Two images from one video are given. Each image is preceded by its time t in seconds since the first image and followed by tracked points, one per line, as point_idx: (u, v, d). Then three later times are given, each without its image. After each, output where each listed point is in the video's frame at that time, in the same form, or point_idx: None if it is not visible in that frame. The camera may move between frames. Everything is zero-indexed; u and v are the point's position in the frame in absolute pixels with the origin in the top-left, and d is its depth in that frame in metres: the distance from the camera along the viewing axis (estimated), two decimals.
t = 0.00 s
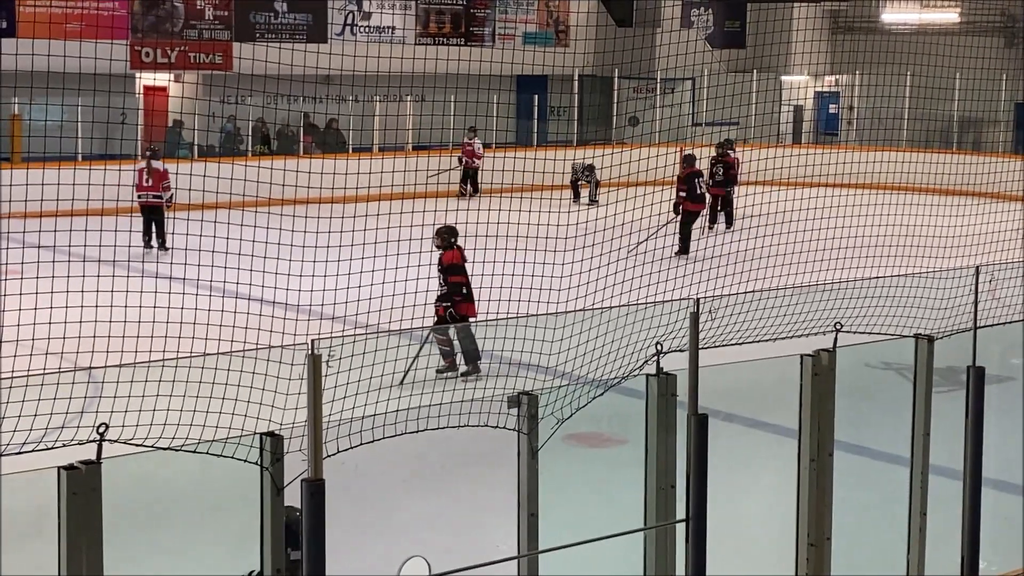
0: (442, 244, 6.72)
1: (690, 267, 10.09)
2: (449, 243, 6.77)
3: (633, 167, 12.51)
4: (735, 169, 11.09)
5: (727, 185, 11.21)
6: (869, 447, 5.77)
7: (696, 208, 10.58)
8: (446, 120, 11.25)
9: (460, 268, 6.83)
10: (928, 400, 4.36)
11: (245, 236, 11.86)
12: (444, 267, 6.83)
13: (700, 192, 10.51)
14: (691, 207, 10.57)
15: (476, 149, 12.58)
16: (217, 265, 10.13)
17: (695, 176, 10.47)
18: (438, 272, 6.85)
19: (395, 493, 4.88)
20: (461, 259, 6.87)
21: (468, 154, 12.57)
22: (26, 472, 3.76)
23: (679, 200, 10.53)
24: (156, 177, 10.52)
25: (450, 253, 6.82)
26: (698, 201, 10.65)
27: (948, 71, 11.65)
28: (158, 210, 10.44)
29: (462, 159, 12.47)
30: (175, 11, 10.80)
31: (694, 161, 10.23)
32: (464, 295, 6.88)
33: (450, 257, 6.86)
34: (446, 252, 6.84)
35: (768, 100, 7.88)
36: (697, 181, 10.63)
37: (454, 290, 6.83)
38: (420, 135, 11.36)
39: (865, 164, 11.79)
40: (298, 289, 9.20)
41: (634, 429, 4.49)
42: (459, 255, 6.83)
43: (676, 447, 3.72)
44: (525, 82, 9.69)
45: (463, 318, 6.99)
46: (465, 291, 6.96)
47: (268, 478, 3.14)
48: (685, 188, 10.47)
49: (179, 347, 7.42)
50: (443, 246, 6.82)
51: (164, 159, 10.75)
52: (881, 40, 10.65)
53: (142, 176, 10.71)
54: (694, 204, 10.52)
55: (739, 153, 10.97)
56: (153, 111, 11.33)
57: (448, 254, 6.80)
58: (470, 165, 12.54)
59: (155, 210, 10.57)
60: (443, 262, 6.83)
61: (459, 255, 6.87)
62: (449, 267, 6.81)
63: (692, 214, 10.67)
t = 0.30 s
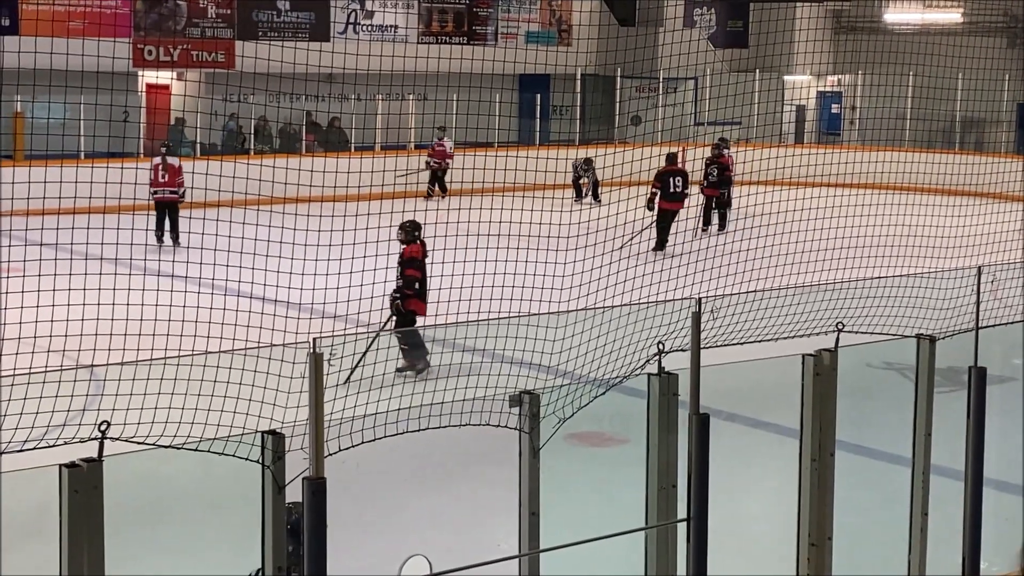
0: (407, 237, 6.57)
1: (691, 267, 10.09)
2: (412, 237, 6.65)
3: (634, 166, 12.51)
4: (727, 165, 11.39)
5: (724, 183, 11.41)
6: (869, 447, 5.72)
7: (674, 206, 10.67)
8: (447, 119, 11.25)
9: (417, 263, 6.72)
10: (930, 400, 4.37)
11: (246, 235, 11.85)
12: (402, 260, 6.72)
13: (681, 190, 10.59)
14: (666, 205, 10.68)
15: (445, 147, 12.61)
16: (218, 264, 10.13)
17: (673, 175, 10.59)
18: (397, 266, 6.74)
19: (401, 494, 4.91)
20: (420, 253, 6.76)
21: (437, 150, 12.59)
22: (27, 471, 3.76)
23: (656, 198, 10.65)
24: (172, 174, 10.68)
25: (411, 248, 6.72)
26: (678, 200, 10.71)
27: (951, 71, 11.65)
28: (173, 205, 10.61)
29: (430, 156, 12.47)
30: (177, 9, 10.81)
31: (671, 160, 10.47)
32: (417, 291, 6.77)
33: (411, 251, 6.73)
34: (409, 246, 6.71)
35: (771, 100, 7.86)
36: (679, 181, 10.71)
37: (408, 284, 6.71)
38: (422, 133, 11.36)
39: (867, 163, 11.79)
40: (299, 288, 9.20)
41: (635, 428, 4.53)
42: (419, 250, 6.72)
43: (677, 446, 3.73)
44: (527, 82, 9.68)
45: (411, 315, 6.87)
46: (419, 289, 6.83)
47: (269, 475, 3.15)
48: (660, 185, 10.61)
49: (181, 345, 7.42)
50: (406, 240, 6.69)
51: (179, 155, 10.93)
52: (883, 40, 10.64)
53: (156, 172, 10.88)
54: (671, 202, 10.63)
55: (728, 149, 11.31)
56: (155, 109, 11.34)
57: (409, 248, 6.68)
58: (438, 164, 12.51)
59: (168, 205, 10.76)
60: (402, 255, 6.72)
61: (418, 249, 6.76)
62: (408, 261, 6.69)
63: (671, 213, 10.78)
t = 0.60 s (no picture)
0: (368, 231, 6.81)
1: (692, 266, 10.08)
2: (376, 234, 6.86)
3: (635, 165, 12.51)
4: (718, 166, 11.41)
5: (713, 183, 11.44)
6: (872, 447, 5.74)
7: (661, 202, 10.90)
8: (448, 118, 11.25)
9: (379, 262, 6.90)
10: (931, 399, 4.36)
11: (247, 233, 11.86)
12: (366, 256, 6.93)
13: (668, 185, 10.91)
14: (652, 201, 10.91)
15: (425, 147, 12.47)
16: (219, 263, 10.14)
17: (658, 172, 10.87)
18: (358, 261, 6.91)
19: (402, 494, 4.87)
20: (384, 254, 6.94)
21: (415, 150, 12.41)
22: (29, 469, 3.75)
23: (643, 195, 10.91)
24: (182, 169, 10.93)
25: (374, 245, 6.92)
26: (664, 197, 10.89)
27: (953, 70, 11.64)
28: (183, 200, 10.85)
29: (405, 158, 12.44)
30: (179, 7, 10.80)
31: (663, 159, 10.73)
32: (376, 289, 6.92)
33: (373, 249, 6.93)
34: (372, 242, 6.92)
35: (773, 100, 7.85)
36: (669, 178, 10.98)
37: (367, 280, 6.87)
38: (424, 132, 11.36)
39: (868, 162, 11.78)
40: (300, 286, 9.20)
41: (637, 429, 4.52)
42: (383, 250, 6.91)
43: (679, 446, 3.73)
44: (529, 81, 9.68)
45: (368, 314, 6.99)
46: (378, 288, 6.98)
47: (270, 474, 3.14)
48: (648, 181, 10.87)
49: (182, 343, 7.42)
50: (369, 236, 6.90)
51: (188, 152, 11.19)
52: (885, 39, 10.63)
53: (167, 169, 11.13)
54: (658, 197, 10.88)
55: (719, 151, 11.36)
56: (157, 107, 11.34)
57: (373, 245, 6.90)
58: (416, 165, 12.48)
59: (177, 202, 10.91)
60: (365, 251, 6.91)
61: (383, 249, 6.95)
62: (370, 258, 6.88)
63: (660, 210, 11.04)
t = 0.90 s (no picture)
0: (331, 227, 6.78)
1: (694, 265, 10.08)
2: (337, 232, 6.86)
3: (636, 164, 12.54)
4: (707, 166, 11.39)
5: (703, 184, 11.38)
6: (873, 447, 5.84)
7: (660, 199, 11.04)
8: (450, 117, 11.27)
9: (338, 261, 6.86)
10: (933, 399, 4.36)
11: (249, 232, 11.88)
12: (325, 256, 6.86)
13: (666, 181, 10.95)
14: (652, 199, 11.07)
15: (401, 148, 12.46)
16: (221, 262, 10.15)
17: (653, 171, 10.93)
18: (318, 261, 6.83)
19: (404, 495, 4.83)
20: (342, 253, 6.91)
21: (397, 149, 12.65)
22: (27, 467, 3.75)
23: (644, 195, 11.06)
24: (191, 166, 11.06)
25: (334, 243, 6.88)
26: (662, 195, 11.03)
27: (954, 70, 11.64)
28: (193, 197, 10.96)
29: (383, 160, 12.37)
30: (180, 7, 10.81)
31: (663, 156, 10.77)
32: (338, 289, 6.85)
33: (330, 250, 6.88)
34: (331, 242, 6.88)
35: (773, 99, 7.85)
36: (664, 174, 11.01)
37: (330, 279, 6.79)
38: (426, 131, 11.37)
39: (870, 162, 11.77)
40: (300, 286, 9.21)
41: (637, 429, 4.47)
42: (343, 249, 6.89)
43: (679, 445, 3.72)
44: (530, 80, 9.69)
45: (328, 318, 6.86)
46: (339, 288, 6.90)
47: (271, 474, 3.13)
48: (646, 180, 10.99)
49: (183, 342, 7.43)
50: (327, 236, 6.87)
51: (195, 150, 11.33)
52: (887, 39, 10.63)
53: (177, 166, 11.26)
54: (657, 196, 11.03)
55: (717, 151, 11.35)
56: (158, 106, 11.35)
57: (333, 244, 6.86)
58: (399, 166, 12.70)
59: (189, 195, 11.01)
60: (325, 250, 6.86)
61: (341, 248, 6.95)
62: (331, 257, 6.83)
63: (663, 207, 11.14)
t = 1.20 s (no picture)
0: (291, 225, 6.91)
1: (694, 265, 10.08)
2: (298, 228, 6.95)
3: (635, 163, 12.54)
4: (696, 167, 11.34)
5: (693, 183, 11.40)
6: (874, 446, 5.73)
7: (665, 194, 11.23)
8: (450, 117, 11.27)
9: (298, 257, 6.96)
10: (933, 398, 4.36)
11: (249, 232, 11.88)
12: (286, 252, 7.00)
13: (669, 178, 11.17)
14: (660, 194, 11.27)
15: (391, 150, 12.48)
16: (221, 262, 10.15)
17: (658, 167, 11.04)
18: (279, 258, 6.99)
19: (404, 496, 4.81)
20: (304, 249, 7.00)
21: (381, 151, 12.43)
22: (27, 467, 3.75)
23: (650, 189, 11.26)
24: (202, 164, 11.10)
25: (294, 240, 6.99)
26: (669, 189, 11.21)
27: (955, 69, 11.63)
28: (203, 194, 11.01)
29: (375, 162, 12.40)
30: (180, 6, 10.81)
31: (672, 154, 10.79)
32: (298, 286, 6.97)
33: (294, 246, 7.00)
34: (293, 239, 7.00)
35: (773, 99, 7.85)
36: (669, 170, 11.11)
37: (289, 277, 6.95)
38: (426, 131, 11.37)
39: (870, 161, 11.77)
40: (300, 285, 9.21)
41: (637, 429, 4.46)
42: (302, 245, 6.97)
43: (680, 444, 3.72)
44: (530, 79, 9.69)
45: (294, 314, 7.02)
46: (303, 284, 7.03)
47: (271, 473, 3.13)
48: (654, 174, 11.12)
49: (183, 342, 7.43)
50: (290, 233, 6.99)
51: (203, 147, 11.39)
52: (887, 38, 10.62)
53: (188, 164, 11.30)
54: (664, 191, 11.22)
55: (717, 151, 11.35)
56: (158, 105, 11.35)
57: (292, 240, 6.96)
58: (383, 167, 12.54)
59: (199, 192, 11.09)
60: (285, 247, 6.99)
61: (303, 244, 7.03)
62: (289, 254, 6.93)
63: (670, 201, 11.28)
